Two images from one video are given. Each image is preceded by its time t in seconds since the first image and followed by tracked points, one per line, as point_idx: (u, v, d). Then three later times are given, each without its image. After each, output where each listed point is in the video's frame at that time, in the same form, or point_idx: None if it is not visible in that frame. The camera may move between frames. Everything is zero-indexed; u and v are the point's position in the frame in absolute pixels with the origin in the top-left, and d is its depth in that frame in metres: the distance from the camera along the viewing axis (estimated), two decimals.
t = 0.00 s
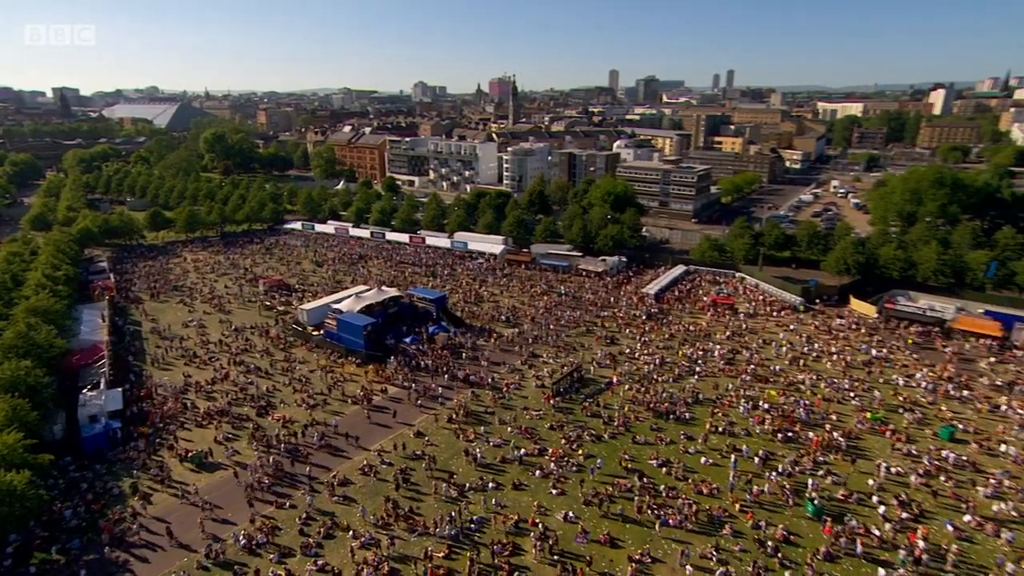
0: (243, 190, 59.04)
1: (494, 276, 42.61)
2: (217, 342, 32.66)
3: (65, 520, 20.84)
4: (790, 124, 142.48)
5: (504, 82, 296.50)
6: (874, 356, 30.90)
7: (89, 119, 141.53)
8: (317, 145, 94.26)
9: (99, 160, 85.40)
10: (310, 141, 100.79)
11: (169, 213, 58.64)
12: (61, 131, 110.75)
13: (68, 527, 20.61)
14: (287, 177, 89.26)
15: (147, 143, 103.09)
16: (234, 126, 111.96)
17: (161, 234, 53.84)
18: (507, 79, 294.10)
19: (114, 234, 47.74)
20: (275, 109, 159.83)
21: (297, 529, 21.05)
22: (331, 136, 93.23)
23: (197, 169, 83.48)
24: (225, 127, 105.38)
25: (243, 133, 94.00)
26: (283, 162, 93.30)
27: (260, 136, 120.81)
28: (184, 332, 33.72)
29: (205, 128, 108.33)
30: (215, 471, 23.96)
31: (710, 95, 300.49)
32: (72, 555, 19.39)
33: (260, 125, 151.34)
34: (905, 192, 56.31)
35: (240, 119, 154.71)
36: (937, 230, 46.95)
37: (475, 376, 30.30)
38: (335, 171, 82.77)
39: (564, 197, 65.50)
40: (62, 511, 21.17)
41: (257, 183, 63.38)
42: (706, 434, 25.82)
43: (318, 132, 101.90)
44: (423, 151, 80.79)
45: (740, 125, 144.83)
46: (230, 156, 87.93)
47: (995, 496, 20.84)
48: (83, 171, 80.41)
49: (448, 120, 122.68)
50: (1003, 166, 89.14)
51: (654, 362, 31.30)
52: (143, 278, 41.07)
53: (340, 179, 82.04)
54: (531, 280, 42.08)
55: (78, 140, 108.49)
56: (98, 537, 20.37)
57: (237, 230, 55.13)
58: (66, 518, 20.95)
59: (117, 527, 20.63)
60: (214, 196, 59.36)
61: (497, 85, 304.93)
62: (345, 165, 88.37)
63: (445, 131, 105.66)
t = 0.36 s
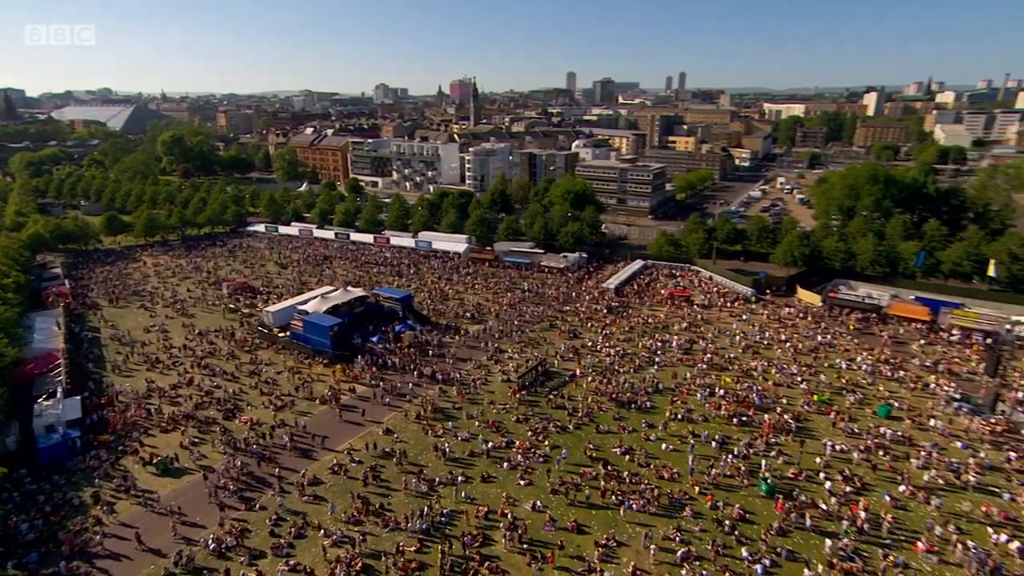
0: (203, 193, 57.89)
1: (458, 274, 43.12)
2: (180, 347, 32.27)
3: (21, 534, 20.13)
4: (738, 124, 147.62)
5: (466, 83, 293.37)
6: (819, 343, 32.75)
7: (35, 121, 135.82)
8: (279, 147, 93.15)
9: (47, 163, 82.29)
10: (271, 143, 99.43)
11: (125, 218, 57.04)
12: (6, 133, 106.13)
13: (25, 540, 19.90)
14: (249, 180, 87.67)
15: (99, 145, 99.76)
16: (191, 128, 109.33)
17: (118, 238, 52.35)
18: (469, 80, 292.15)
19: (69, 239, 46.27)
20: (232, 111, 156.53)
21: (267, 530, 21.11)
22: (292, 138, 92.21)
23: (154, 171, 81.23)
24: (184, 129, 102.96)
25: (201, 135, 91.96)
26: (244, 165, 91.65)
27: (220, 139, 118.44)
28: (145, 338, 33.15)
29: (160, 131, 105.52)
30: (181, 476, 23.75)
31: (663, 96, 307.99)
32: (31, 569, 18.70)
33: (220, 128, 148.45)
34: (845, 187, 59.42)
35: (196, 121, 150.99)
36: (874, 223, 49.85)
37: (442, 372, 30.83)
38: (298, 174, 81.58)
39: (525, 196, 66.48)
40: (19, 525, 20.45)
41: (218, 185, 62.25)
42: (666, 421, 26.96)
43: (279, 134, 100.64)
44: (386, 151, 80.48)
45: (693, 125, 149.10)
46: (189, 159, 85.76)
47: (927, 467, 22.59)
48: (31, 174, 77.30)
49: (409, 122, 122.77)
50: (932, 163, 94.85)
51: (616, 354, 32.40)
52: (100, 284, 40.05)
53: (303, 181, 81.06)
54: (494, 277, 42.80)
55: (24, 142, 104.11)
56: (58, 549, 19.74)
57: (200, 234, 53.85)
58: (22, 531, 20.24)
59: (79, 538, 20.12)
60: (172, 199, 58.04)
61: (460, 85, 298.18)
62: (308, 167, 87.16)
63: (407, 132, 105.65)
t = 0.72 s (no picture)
0: (162, 198, 56.69)
1: (423, 274, 43.44)
2: (141, 355, 31.78)
3: None
4: (689, 125, 152.10)
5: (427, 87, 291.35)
6: (770, 332, 34.42)
7: None
8: (240, 151, 91.73)
9: None
10: (230, 146, 97.78)
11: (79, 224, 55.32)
12: None
13: None
14: (209, 184, 85.92)
15: (48, 150, 96.20)
16: (146, 132, 106.47)
17: (72, 245, 50.77)
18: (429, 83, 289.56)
19: (19, 247, 44.77)
20: (188, 114, 152.92)
21: (236, 535, 21.00)
22: (253, 142, 91.09)
23: (108, 176, 78.94)
24: (139, 133, 100.25)
25: (158, 140, 89.82)
26: (203, 169, 89.68)
27: (179, 143, 115.44)
28: (103, 347, 32.44)
29: (112, 136, 102.42)
30: (145, 485, 23.39)
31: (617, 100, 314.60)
32: None
33: (177, 131, 144.94)
34: (790, 185, 62.17)
35: (150, 125, 146.89)
36: (817, 218, 52.43)
37: (409, 372, 31.20)
38: (260, 177, 80.87)
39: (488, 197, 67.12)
40: None
41: (177, 190, 60.98)
42: (628, 412, 28.00)
43: (239, 138, 99.18)
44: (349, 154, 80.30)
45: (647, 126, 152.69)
46: (145, 164, 83.48)
47: (867, 445, 24.23)
48: None
49: (370, 125, 122.39)
50: (867, 162, 100.12)
51: (579, 349, 33.33)
52: (54, 293, 38.91)
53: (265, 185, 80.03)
54: (459, 276, 43.28)
55: None
56: (15, 567, 19.21)
57: (159, 239, 52.82)
58: None
59: (38, 554, 19.61)
60: (128, 203, 56.56)
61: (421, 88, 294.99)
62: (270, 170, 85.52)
63: (368, 135, 105.28)
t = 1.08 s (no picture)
0: (117, 204, 55.23)
1: (389, 276, 43.60)
2: (100, 365, 31.15)
3: None
4: (645, 128, 156.06)
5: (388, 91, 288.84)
6: (725, 324, 35.96)
7: None
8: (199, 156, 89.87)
9: None
10: (189, 151, 95.62)
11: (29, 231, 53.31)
12: None
13: None
14: (168, 190, 83.77)
15: None
16: (97, 136, 103.02)
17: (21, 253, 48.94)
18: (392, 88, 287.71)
19: None
20: (142, 118, 148.52)
21: (204, 543, 20.76)
22: (212, 147, 89.41)
23: (59, 181, 76.19)
24: (91, 138, 97.08)
25: (112, 144, 87.14)
26: (160, 174, 87.28)
27: (134, 147, 112.23)
28: (59, 358, 31.62)
29: (61, 141, 98.84)
30: (106, 497, 22.84)
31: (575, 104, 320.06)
32: None
33: (131, 135, 140.62)
34: (740, 183, 64.64)
35: (101, 129, 142.02)
36: (766, 215, 54.82)
37: (377, 373, 31.46)
38: (221, 182, 79.60)
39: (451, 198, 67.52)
40: None
41: (134, 196, 59.45)
42: (593, 405, 28.90)
43: (198, 142, 97.10)
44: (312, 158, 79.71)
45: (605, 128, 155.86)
46: (98, 169, 80.75)
47: (815, 427, 25.73)
48: None
49: (331, 129, 121.35)
50: (810, 161, 104.95)
51: (544, 345, 34.13)
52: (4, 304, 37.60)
53: (225, 190, 78.52)
54: (423, 277, 43.60)
55: None
56: None
57: (115, 246, 51.43)
58: None
59: None
60: (81, 209, 54.83)
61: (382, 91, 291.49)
62: (232, 175, 84.18)
63: (329, 139, 104.46)
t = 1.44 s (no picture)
0: (71, 211, 53.59)
1: (355, 278, 43.62)
2: (59, 376, 30.38)
3: None
4: (603, 129, 158.89)
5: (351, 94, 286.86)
6: (684, 317, 37.33)
7: None
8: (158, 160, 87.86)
9: None
10: (146, 156, 93.29)
11: None
12: None
13: None
14: (125, 195, 81.12)
15: None
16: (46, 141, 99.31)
17: None
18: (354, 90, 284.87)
19: None
20: (93, 122, 143.66)
21: (173, 553, 20.37)
22: (172, 151, 87.51)
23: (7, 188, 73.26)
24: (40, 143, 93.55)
25: (63, 149, 84.18)
26: (118, 179, 84.81)
27: (86, 152, 108.41)
28: (14, 370, 30.69)
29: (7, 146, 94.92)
30: (66, 512, 22.12)
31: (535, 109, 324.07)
32: None
33: (82, 140, 135.93)
34: (695, 181, 66.79)
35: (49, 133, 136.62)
36: (720, 213, 56.91)
37: (346, 374, 31.62)
38: (182, 187, 77.50)
39: (416, 199, 67.70)
40: None
41: (88, 202, 57.71)
42: (560, 399, 29.73)
43: (156, 147, 94.80)
44: (276, 162, 78.42)
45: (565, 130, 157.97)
46: (49, 175, 77.76)
47: (769, 413, 27.15)
48: None
49: (292, 133, 119.91)
50: (759, 161, 109.11)
51: (511, 343, 34.84)
52: None
53: (186, 196, 76.84)
54: (389, 279, 43.78)
55: None
56: None
57: (69, 254, 49.86)
58: None
59: None
60: (32, 215, 52.92)
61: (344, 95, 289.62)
62: (194, 180, 83.19)
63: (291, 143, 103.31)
